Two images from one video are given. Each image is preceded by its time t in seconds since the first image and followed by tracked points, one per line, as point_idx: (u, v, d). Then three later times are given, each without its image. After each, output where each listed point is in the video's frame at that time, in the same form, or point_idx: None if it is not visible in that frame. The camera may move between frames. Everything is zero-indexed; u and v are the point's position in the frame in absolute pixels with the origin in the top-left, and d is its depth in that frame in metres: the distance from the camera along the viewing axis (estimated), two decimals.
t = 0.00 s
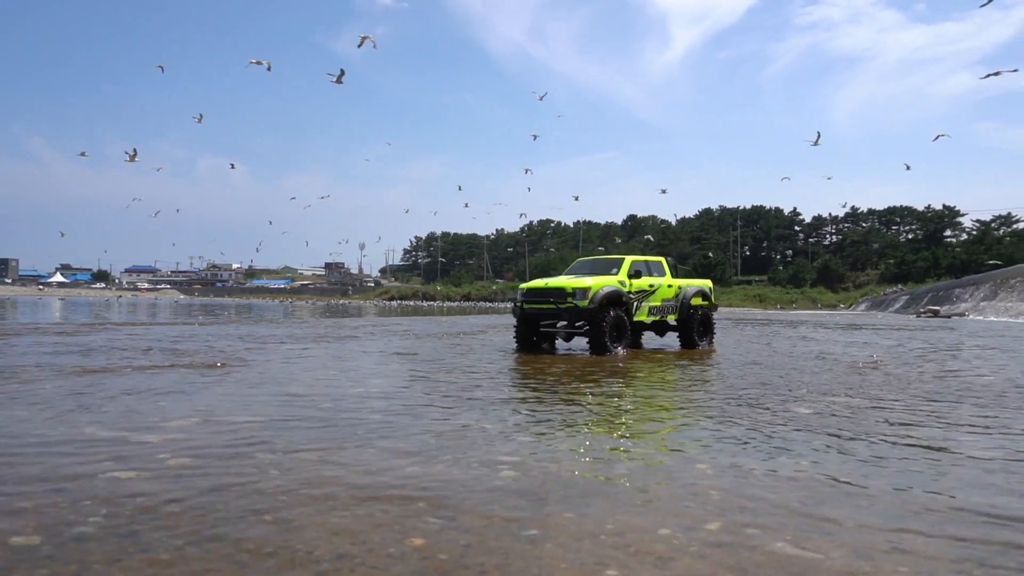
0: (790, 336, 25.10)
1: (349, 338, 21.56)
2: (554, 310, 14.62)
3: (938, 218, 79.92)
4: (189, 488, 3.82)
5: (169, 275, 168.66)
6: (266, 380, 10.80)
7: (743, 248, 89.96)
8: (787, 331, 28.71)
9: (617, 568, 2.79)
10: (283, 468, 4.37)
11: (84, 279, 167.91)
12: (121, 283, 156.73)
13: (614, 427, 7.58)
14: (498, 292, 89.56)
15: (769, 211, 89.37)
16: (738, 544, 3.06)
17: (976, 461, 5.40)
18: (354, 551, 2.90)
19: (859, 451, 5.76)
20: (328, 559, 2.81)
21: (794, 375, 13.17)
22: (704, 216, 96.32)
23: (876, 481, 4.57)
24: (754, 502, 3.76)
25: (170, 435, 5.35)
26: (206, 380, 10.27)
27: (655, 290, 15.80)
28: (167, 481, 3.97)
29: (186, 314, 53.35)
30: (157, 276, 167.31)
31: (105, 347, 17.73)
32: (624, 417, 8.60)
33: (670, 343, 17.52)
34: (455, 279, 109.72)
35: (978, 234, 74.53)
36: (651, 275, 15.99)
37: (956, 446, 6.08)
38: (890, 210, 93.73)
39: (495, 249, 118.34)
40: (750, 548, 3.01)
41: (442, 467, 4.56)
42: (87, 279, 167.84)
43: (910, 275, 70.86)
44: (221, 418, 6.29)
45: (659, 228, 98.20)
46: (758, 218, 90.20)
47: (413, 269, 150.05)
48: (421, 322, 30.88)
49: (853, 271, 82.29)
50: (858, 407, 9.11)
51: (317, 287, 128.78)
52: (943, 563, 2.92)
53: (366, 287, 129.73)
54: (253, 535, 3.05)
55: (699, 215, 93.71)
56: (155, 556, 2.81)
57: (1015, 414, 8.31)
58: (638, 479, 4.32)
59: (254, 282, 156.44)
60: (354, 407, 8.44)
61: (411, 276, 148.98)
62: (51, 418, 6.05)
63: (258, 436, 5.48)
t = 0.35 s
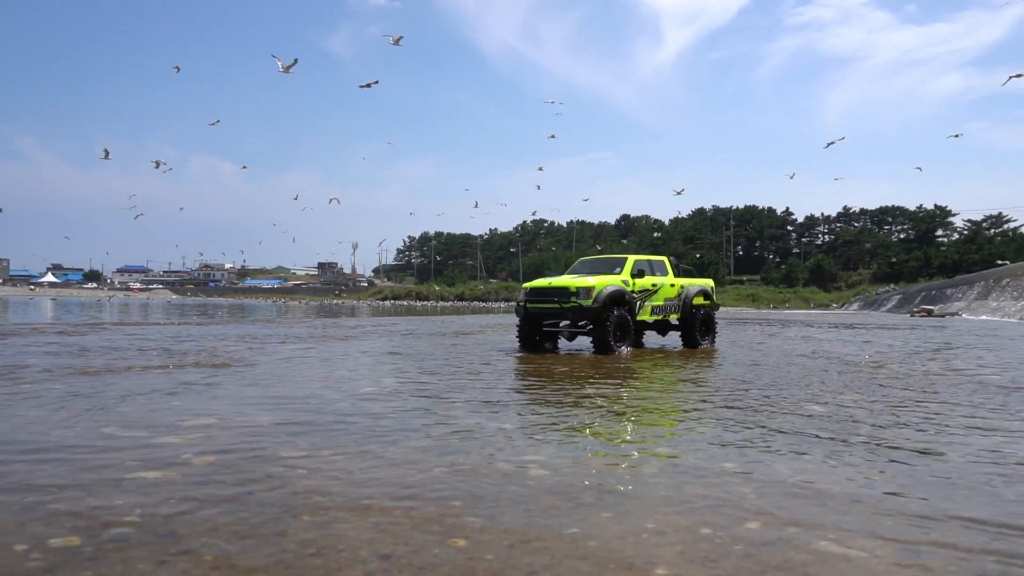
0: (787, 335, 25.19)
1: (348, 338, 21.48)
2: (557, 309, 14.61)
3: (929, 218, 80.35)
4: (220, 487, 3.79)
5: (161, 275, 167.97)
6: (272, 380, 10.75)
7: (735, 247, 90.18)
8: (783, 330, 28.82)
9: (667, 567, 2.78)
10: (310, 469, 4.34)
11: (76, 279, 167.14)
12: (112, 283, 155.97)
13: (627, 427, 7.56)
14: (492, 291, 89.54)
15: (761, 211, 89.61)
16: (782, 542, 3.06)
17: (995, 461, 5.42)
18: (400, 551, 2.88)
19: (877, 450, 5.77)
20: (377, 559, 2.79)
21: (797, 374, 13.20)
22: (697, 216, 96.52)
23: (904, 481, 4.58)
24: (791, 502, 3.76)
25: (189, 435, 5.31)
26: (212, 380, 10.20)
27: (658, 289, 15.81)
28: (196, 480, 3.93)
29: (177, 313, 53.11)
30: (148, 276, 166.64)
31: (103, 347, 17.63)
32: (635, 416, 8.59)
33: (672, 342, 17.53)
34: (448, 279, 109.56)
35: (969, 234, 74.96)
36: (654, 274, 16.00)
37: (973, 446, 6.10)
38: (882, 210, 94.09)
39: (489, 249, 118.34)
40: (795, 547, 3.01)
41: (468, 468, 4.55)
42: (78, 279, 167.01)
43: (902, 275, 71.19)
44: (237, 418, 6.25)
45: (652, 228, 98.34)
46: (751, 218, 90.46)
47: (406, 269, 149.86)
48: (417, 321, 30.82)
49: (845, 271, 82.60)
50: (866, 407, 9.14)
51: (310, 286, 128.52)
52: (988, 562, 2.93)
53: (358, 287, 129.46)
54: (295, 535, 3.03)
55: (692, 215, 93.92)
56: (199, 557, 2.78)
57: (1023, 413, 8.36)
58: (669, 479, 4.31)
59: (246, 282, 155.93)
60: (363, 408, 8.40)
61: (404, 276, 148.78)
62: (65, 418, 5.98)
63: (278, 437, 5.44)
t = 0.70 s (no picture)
0: (784, 335, 25.26)
1: (347, 337, 21.42)
2: (562, 309, 14.61)
3: (920, 219, 80.77)
4: (259, 487, 3.76)
5: (151, 275, 167.14)
6: (279, 380, 10.70)
7: (727, 248, 90.40)
8: (779, 330, 28.90)
9: (727, 565, 2.77)
10: (343, 469, 4.31)
11: (63, 278, 165.99)
12: (102, 283, 155.08)
13: (643, 425, 7.55)
14: (484, 290, 89.47)
15: (753, 211, 89.86)
16: (835, 541, 3.06)
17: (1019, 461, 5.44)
18: (456, 550, 2.86)
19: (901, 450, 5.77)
20: (435, 559, 2.77)
21: (802, 373, 13.23)
22: (689, 216, 96.70)
23: (936, 481, 4.59)
24: (832, 502, 3.75)
25: (213, 435, 5.26)
26: (219, 379, 10.15)
27: (661, 288, 15.82)
28: (234, 480, 3.90)
29: (169, 313, 52.86)
30: (138, 275, 165.81)
31: (102, 346, 17.52)
32: (648, 415, 8.58)
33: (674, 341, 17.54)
34: (440, 279, 109.37)
35: (959, 234, 75.38)
36: (657, 273, 16.00)
37: (993, 446, 6.12)
38: (873, 211, 94.52)
39: (480, 249, 118.26)
40: (848, 546, 3.01)
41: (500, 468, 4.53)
42: (68, 278, 166.05)
43: (892, 276, 71.53)
44: (256, 418, 6.21)
45: (645, 228, 98.46)
46: (743, 219, 90.67)
47: (398, 269, 149.60)
48: (415, 321, 30.77)
49: (836, 271, 82.91)
50: (877, 407, 9.16)
51: (302, 286, 128.17)
52: None
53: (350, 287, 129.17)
54: (347, 534, 3.01)
55: (684, 216, 94.10)
56: (255, 557, 2.76)
57: None
58: (704, 479, 4.30)
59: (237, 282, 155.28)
60: (375, 409, 8.38)
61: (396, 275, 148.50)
62: (83, 417, 5.94)
63: (302, 437, 5.41)
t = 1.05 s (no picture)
0: (781, 336, 25.34)
1: (345, 338, 21.35)
2: (565, 309, 14.61)
3: (910, 220, 81.20)
4: (296, 489, 3.75)
5: (141, 275, 166.32)
6: (286, 381, 10.69)
7: (719, 248, 90.62)
8: (775, 330, 28.99)
9: (780, 564, 2.79)
10: (376, 472, 4.31)
11: (51, 277, 164.97)
12: (91, 283, 154.17)
13: (657, 425, 7.56)
14: (477, 290, 89.50)
15: (744, 211, 90.12)
16: (883, 541, 3.08)
17: None
18: (509, 551, 2.86)
19: (922, 452, 5.79)
20: (491, 558, 2.78)
21: (805, 374, 13.27)
22: (681, 217, 96.87)
23: (966, 481, 4.61)
24: (871, 503, 3.77)
25: (235, 437, 5.25)
26: (225, 380, 10.10)
27: (664, 289, 15.85)
28: (269, 482, 3.89)
29: (159, 314, 52.57)
30: (128, 275, 165.13)
31: (102, 346, 17.48)
32: (661, 416, 8.59)
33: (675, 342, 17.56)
34: (432, 279, 109.20)
35: (949, 235, 75.81)
36: (660, 274, 16.03)
37: (1009, 447, 6.16)
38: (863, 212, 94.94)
39: (472, 250, 118.26)
40: (895, 546, 3.03)
41: (532, 470, 4.53)
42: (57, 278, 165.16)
43: (883, 276, 71.91)
44: (276, 420, 6.20)
45: (637, 228, 98.61)
46: (734, 219, 90.91)
47: (389, 269, 149.43)
48: (410, 322, 30.71)
49: (827, 271, 83.22)
50: (884, 407, 9.20)
51: (293, 286, 127.89)
52: None
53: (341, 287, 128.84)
54: (397, 535, 3.02)
55: (676, 216, 94.27)
56: (310, 558, 2.76)
57: None
58: (737, 480, 4.32)
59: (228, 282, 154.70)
60: (388, 410, 8.36)
61: (387, 275, 148.32)
62: (102, 418, 5.91)
63: (327, 440, 5.40)
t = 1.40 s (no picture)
0: (775, 336, 25.45)
1: (342, 338, 21.29)
2: (568, 309, 14.62)
3: (896, 221, 81.77)
4: (339, 490, 3.75)
5: (127, 275, 165.21)
6: (291, 381, 10.66)
7: (708, 249, 90.92)
8: (768, 330, 29.13)
9: (839, 564, 2.81)
10: (414, 473, 4.30)
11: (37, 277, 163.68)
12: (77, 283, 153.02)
13: (673, 425, 7.57)
14: (466, 290, 89.52)
15: (733, 212, 90.47)
16: (934, 540, 3.10)
17: None
18: (568, 551, 2.87)
19: (942, 450, 5.83)
20: (552, 559, 2.79)
21: (806, 373, 13.34)
22: (670, 217, 97.13)
23: (995, 479, 4.67)
24: (915, 503, 3.80)
25: (261, 438, 5.22)
26: (232, 381, 10.06)
27: (665, 289, 15.89)
28: (309, 483, 3.88)
29: (147, 313, 52.25)
30: (114, 274, 164.06)
31: (98, 346, 17.37)
32: (674, 415, 8.61)
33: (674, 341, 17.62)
34: (421, 279, 109.02)
35: (935, 236, 76.37)
36: (661, 274, 16.07)
37: None
38: (850, 212, 95.53)
39: (461, 250, 118.21)
40: (947, 544, 3.06)
41: (569, 471, 4.54)
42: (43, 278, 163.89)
43: (870, 276, 72.36)
44: (297, 421, 6.18)
45: (626, 228, 98.80)
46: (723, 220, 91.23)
47: (378, 269, 149.14)
48: (404, 322, 30.64)
49: (815, 272, 83.69)
50: (891, 406, 9.26)
51: (282, 286, 127.48)
52: None
53: (329, 287, 128.41)
54: (452, 536, 3.02)
55: (665, 216, 94.53)
56: (372, 558, 2.75)
57: None
58: (775, 479, 4.34)
59: (215, 282, 153.92)
60: (401, 410, 8.35)
61: (376, 276, 148.03)
62: (123, 418, 5.87)
63: (354, 441, 5.38)
